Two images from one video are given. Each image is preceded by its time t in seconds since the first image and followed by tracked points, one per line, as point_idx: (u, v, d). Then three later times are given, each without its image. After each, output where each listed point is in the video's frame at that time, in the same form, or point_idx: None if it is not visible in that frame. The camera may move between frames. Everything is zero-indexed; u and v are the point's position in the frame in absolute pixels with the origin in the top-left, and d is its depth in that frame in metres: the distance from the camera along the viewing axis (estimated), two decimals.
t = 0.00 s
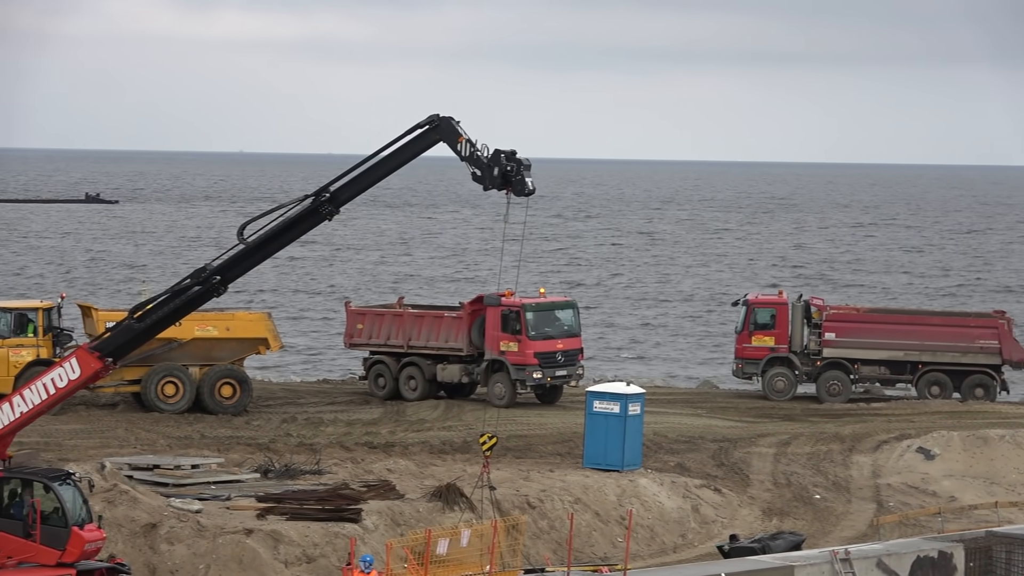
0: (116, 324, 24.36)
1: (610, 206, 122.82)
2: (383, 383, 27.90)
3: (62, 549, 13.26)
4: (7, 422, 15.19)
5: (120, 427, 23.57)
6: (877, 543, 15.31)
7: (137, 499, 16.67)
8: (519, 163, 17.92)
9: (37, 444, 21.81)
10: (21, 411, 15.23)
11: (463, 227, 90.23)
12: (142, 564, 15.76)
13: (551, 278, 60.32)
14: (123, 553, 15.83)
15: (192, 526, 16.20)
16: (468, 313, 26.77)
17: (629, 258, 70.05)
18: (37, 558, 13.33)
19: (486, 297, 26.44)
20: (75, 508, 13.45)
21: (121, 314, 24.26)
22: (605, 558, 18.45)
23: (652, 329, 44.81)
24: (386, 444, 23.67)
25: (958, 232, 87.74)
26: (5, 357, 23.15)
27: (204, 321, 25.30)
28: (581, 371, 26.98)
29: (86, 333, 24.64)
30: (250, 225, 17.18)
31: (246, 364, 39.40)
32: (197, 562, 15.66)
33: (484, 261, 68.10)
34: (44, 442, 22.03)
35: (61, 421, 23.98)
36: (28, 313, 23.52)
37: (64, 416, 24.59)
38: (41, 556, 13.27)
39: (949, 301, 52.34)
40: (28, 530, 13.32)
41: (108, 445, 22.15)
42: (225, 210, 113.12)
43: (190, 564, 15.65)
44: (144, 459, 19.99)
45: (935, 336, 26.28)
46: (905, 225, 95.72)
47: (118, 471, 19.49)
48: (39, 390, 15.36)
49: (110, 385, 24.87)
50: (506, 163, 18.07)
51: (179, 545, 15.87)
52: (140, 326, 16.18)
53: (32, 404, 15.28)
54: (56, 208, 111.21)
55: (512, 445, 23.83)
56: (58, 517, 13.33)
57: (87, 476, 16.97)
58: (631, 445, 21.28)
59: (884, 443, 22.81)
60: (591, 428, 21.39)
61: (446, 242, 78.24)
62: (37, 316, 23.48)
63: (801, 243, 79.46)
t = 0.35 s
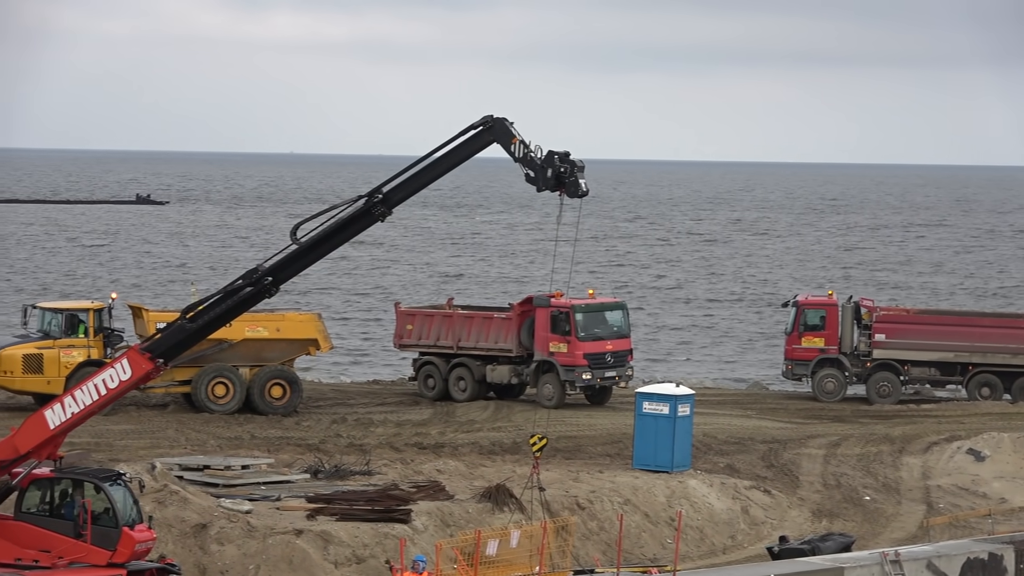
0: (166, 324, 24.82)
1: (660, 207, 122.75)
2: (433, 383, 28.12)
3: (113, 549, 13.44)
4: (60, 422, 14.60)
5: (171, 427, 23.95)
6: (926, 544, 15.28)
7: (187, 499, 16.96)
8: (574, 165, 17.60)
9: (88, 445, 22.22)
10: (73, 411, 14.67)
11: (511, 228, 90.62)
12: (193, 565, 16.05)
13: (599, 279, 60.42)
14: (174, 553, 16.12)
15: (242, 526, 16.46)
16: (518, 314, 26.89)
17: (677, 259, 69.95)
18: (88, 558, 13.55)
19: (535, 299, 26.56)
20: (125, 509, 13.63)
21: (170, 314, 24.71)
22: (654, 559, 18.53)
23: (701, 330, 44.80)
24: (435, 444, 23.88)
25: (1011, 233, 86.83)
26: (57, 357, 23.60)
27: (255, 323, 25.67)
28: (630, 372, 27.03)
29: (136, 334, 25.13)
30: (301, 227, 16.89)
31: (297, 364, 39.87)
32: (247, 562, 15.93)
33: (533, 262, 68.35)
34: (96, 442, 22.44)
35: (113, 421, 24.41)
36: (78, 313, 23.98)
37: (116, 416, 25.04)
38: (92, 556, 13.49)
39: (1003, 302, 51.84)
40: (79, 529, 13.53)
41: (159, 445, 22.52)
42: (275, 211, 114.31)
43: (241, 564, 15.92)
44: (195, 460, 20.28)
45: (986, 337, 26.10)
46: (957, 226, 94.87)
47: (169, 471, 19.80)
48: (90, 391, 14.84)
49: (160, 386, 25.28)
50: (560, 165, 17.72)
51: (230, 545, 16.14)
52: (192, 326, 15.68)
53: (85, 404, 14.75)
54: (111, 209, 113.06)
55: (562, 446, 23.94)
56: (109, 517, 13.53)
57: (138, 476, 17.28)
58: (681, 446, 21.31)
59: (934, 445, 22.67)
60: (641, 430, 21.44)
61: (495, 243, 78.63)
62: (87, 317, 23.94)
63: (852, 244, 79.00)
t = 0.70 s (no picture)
0: (219, 325, 25.25)
1: (713, 207, 122.34)
2: (484, 384, 28.35)
3: (167, 549, 13.65)
4: (114, 422, 14.60)
5: (224, 428, 24.35)
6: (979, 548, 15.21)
7: (239, 500, 17.27)
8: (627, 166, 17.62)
9: (143, 444, 22.67)
10: (126, 411, 14.65)
11: (564, 228, 90.82)
12: (245, 564, 16.31)
13: (649, 280, 60.47)
14: (226, 553, 16.40)
15: (294, 526, 16.74)
16: (569, 315, 27.01)
17: (728, 260, 69.83)
18: (141, 557, 13.77)
19: (587, 300, 26.65)
20: (178, 509, 13.85)
21: (223, 315, 25.12)
22: (706, 560, 18.58)
23: (752, 331, 44.72)
24: (487, 445, 24.09)
25: None
26: (111, 358, 24.10)
27: (307, 323, 26.02)
28: (682, 373, 27.05)
29: (190, 334, 25.58)
30: (352, 228, 16.77)
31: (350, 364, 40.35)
32: (299, 562, 16.18)
33: (584, 263, 68.48)
34: (149, 442, 22.89)
35: (167, 421, 24.87)
36: (132, 314, 24.47)
37: (171, 416, 25.51)
38: (145, 555, 13.71)
39: None
40: (133, 530, 13.76)
41: (211, 445, 22.91)
42: (328, 211, 115.49)
43: (293, 564, 16.17)
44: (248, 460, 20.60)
45: None
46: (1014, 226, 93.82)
47: (222, 471, 20.14)
48: (142, 391, 14.82)
49: (214, 386, 25.71)
50: (614, 166, 17.76)
51: (282, 545, 16.40)
52: (245, 327, 15.46)
53: (138, 405, 14.73)
54: (168, 209, 114.86)
55: (613, 447, 24.05)
56: (161, 517, 13.74)
57: (191, 477, 17.65)
58: (733, 447, 21.34)
59: (987, 447, 22.51)
60: (693, 431, 21.50)
61: (547, 243, 78.89)
62: (140, 317, 24.41)
63: (905, 244, 78.42)
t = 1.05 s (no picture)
0: (269, 326, 25.60)
1: (763, 208, 121.88)
2: (533, 385, 28.52)
3: (217, 549, 13.81)
4: (164, 422, 14.58)
5: (274, 428, 24.69)
6: None
7: (290, 500, 17.54)
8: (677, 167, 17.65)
9: (194, 445, 23.04)
10: (177, 412, 14.63)
11: (612, 229, 90.91)
12: (296, 565, 16.53)
13: (697, 280, 60.46)
14: (277, 554, 16.62)
15: (345, 527, 16.98)
16: (619, 316, 27.09)
17: (777, 260, 69.63)
18: (192, 558, 13.93)
19: (636, 300, 26.71)
20: (229, 509, 14.01)
21: (274, 316, 25.49)
22: (757, 562, 18.61)
23: (801, 332, 44.60)
24: (537, 446, 24.24)
25: None
26: (162, 359, 24.51)
27: (358, 324, 26.32)
28: (731, 374, 27.04)
29: (242, 335, 25.98)
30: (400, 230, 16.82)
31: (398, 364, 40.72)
32: (350, 563, 16.38)
33: (634, 264, 68.56)
34: (200, 442, 23.24)
35: (218, 422, 25.25)
36: (183, 315, 24.92)
37: (222, 416, 25.91)
38: (196, 555, 13.87)
39: None
40: (184, 530, 13.93)
41: (262, 446, 23.26)
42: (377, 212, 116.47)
43: (343, 564, 16.37)
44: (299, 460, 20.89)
45: None
46: None
47: (273, 471, 20.45)
48: (194, 392, 14.79)
49: (265, 386, 26.06)
50: (665, 167, 17.81)
51: (333, 546, 16.62)
52: (296, 328, 15.49)
53: (188, 405, 14.69)
54: (220, 210, 116.42)
55: (664, 448, 24.09)
56: (212, 517, 13.92)
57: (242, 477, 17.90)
58: (783, 448, 21.34)
59: None
60: (744, 432, 21.51)
61: (596, 244, 79.02)
62: (192, 318, 24.88)
63: (957, 245, 77.80)
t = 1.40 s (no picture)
0: (324, 326, 26.00)
1: (817, 209, 121.24)
2: (586, 385, 28.71)
3: (271, 549, 13.98)
4: (219, 423, 14.75)
5: (329, 429, 25.07)
6: None
7: (344, 501, 17.81)
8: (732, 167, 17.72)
9: (249, 444, 23.43)
10: (231, 412, 14.78)
11: (664, 230, 90.89)
12: (350, 564, 16.81)
13: (750, 281, 60.37)
14: (332, 553, 16.88)
15: (399, 527, 17.27)
16: (672, 316, 27.14)
17: (831, 261, 69.36)
18: (247, 558, 14.11)
19: (689, 301, 26.77)
20: (283, 509, 14.16)
21: (328, 317, 25.89)
22: (811, 563, 18.65)
23: (855, 332, 44.45)
24: (591, 447, 24.39)
25: None
26: (217, 358, 24.99)
27: (413, 325, 26.64)
28: (784, 375, 27.01)
29: (297, 335, 26.41)
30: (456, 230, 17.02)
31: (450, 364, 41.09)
32: (404, 563, 16.66)
33: (687, 265, 68.54)
34: (255, 443, 23.62)
35: (273, 423, 25.65)
36: (238, 315, 25.44)
37: (276, 417, 26.33)
38: (251, 555, 14.05)
39: None
40: (237, 530, 14.12)
41: (317, 446, 23.63)
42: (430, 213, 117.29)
43: (397, 564, 16.66)
44: (352, 460, 21.19)
45: None
46: None
47: (328, 471, 20.78)
48: (249, 392, 14.93)
49: (321, 386, 26.44)
50: (719, 167, 17.84)
51: (387, 546, 16.92)
52: (351, 328, 15.63)
53: (243, 405, 14.84)
54: (275, 212, 117.73)
55: (718, 449, 24.14)
56: (267, 517, 14.08)
57: (296, 478, 18.22)
58: (838, 450, 21.35)
59: None
60: (798, 433, 21.53)
61: (648, 245, 79.04)
62: (246, 318, 25.39)
63: (1014, 245, 76.99)
